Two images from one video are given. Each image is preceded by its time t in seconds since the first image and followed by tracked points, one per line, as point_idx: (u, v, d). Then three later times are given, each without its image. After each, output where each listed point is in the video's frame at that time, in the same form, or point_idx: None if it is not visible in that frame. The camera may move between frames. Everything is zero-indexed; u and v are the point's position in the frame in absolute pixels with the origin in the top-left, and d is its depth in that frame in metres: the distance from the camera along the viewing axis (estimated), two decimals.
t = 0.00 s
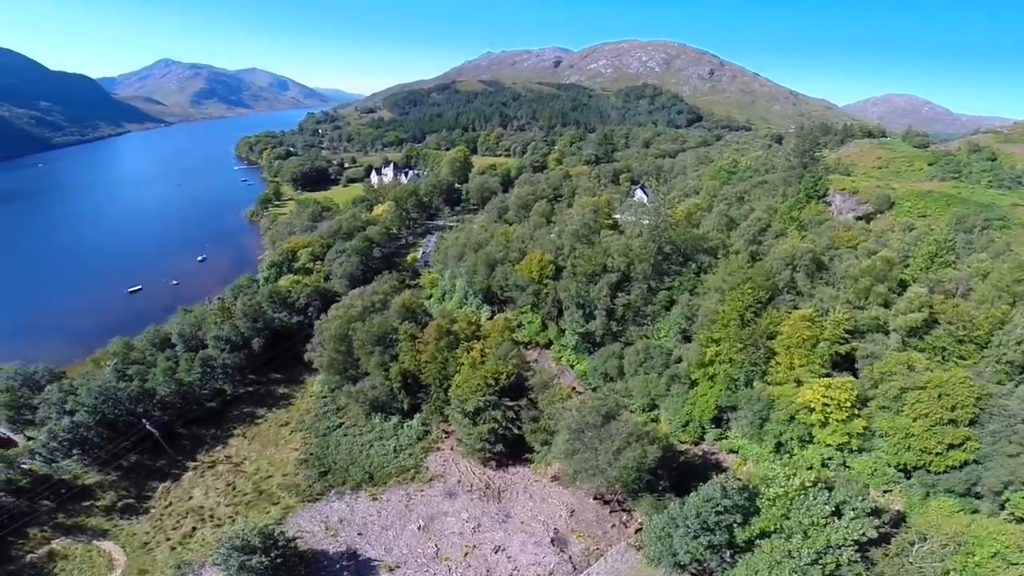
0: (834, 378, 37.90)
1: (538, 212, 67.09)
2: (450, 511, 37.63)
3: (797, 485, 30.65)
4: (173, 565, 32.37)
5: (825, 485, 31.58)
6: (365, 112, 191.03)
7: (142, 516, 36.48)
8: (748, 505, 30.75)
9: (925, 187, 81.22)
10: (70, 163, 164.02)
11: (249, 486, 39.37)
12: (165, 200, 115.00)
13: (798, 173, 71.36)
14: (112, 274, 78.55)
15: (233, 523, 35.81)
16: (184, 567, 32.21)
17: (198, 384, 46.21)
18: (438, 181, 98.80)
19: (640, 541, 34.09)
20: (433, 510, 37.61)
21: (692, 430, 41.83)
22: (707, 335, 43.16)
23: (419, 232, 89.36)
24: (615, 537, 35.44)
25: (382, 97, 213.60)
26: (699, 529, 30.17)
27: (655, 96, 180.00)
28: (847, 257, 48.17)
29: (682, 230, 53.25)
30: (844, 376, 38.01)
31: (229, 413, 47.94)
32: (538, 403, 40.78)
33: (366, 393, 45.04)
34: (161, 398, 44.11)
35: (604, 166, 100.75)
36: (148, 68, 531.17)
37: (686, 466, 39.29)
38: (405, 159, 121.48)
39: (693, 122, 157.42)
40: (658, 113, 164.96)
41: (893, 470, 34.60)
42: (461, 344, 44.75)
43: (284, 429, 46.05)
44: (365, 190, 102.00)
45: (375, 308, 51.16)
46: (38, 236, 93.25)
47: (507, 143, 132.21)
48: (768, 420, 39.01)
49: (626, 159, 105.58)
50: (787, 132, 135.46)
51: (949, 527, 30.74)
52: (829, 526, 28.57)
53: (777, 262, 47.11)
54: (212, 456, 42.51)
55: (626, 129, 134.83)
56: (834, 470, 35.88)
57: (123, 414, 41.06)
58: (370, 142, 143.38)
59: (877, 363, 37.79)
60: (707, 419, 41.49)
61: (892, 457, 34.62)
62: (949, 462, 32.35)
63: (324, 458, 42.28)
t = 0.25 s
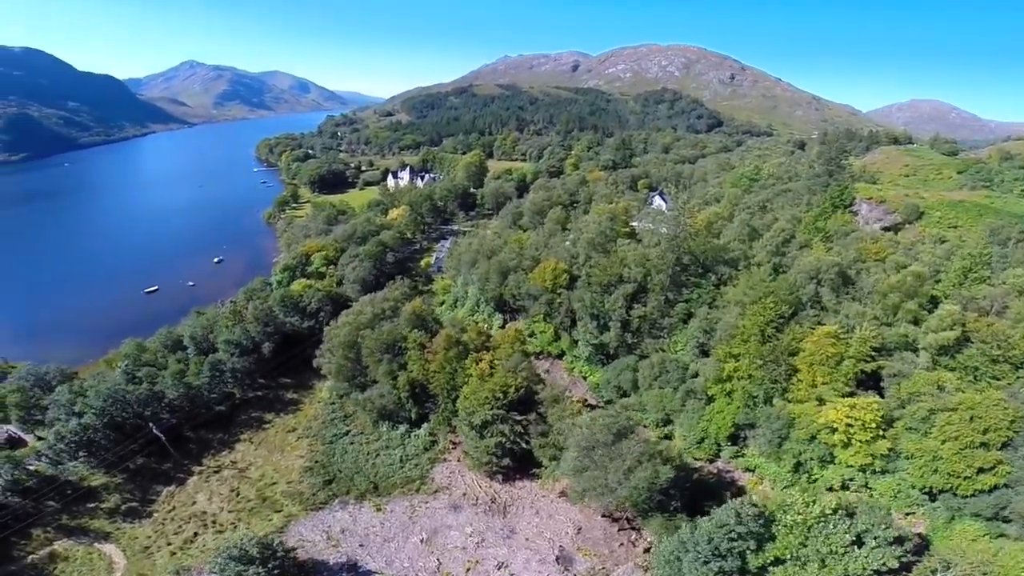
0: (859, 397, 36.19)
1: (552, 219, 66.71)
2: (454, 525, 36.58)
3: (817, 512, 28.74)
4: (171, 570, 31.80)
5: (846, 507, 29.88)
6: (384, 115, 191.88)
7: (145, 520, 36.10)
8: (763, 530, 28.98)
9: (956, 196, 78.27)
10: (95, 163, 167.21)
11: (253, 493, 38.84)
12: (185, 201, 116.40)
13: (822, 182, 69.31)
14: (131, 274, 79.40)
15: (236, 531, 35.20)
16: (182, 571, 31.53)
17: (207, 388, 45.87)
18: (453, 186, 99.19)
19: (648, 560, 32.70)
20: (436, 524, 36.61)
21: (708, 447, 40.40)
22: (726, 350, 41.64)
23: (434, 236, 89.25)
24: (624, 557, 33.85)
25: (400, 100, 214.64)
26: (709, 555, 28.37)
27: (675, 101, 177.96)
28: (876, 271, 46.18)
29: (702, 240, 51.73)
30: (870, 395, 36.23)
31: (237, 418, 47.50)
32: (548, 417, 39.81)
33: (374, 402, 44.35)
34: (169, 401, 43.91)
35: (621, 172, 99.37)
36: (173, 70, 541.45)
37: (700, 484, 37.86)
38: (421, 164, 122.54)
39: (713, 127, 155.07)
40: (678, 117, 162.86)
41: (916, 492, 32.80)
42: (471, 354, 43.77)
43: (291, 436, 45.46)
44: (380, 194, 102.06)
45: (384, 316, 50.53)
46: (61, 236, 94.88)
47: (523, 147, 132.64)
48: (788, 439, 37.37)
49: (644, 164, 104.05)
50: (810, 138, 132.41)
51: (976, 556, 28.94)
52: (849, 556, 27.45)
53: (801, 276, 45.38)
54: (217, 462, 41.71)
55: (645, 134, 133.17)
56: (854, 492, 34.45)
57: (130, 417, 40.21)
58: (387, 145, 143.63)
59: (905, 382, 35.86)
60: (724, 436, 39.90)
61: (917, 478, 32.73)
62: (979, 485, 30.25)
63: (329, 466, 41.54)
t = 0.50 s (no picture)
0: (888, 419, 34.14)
1: (572, 227, 65.68)
2: (459, 538, 35.38)
3: (839, 543, 26.93)
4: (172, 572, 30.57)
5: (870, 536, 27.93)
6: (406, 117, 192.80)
7: (151, 521, 34.99)
8: (780, 560, 27.37)
9: (997, 208, 74.75)
10: (126, 162, 171.19)
11: (260, 497, 37.69)
12: (210, 201, 118.08)
13: (853, 192, 66.87)
14: (153, 273, 80.39)
15: (241, 535, 34.18)
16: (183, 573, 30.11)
17: (219, 390, 45.74)
18: (473, 189, 98.88)
19: None
20: (442, 536, 35.47)
21: (726, 466, 38.66)
22: (749, 367, 40.10)
23: (452, 240, 89.14)
24: None
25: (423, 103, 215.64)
26: None
27: (700, 106, 175.13)
28: (913, 288, 43.83)
29: (728, 250, 49.96)
30: (901, 418, 34.13)
31: (248, 420, 47.17)
32: (560, 432, 38.70)
33: (385, 410, 43.67)
34: (182, 402, 43.75)
35: (644, 178, 97.63)
36: (204, 71, 554.72)
37: (717, 504, 36.27)
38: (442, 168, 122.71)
39: (739, 132, 152.01)
40: (703, 122, 160.10)
41: (945, 518, 30.56)
42: (483, 365, 43.03)
43: (300, 440, 44.90)
44: (400, 197, 102.16)
45: (398, 323, 49.98)
46: (89, 233, 96.79)
47: (545, 150, 132.17)
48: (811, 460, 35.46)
49: (668, 170, 102.09)
50: (840, 145, 128.65)
51: None
52: None
53: (833, 292, 43.38)
54: (226, 465, 40.81)
55: (668, 139, 130.99)
56: (879, 517, 32.91)
57: (143, 417, 39.63)
58: (409, 147, 143.80)
59: (940, 405, 33.54)
60: (745, 455, 38.13)
61: (946, 504, 30.41)
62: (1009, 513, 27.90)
63: (337, 472, 40.75)
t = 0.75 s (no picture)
0: (920, 443, 32.04)
1: (591, 234, 64.66)
2: (464, 552, 34.39)
3: None
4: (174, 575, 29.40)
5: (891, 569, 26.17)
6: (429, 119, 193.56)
7: (157, 522, 33.88)
8: None
9: None
10: (156, 160, 174.91)
11: (266, 501, 36.86)
12: (234, 200, 119.69)
13: (886, 203, 64.36)
14: (176, 271, 81.39)
15: (245, 540, 33.22)
16: None
17: (232, 391, 45.76)
18: (492, 193, 98.50)
19: None
20: (446, 549, 34.53)
21: (745, 486, 37.16)
22: (774, 385, 38.48)
23: (471, 244, 89.27)
24: None
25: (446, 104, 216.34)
26: None
27: (727, 111, 172.07)
28: (952, 306, 41.51)
29: (755, 262, 48.19)
30: (934, 442, 32.06)
31: (259, 422, 47.04)
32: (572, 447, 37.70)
33: (395, 417, 43.20)
34: (195, 403, 43.74)
35: (667, 183, 95.83)
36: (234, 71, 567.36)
37: (732, 524, 34.87)
38: (463, 170, 122.66)
39: (767, 138, 148.79)
40: (729, 127, 157.16)
41: (974, 545, 28.35)
42: (495, 375, 42.18)
43: (310, 444, 44.50)
44: (421, 199, 102.25)
45: (412, 328, 49.50)
46: (117, 230, 98.71)
47: (566, 154, 131.44)
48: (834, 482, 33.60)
49: (692, 176, 100.06)
50: (872, 151, 124.67)
51: None
52: None
53: (867, 309, 41.21)
54: (234, 467, 40.35)
55: (694, 144, 128.70)
56: (903, 543, 30.83)
57: (155, 417, 39.56)
58: (431, 149, 144.02)
59: (978, 429, 31.19)
60: (766, 476, 36.53)
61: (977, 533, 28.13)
62: None
63: (345, 479, 40.16)
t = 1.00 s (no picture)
0: (957, 469, 30.18)
1: (614, 242, 63.51)
2: (470, 565, 33.53)
3: None
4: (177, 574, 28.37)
5: None
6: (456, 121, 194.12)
7: (165, 521, 32.97)
8: None
9: None
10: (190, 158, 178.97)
11: (274, 505, 36.35)
12: (263, 199, 121.43)
13: (926, 215, 61.44)
14: (202, 268, 82.55)
15: (251, 542, 32.52)
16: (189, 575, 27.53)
17: (248, 391, 45.89)
18: (515, 196, 97.87)
19: None
20: (452, 561, 33.76)
21: (766, 507, 35.49)
22: (802, 404, 36.80)
23: (492, 248, 88.87)
24: None
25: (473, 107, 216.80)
26: None
27: (758, 115, 168.27)
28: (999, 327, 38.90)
29: (787, 274, 46.08)
30: (972, 468, 30.10)
31: (273, 423, 47.03)
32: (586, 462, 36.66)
33: (408, 424, 42.69)
34: (211, 402, 44.06)
35: (694, 190, 93.71)
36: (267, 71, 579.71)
37: (750, 546, 33.49)
38: (487, 174, 122.39)
39: (800, 144, 144.80)
40: (761, 133, 153.54)
41: None
42: (510, 386, 41.11)
43: (322, 448, 44.21)
44: (444, 202, 102.22)
45: (428, 334, 48.96)
46: (148, 226, 100.92)
47: (592, 158, 130.01)
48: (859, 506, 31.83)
49: (721, 182, 97.67)
50: (912, 159, 120.00)
51: None
52: None
53: (907, 327, 38.61)
54: (245, 469, 40.24)
55: (723, 150, 125.90)
56: (928, 571, 29.32)
57: (169, 416, 39.70)
58: (455, 151, 143.97)
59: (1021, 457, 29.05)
60: (789, 497, 34.81)
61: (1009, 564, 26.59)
62: None
63: (355, 484, 39.70)
